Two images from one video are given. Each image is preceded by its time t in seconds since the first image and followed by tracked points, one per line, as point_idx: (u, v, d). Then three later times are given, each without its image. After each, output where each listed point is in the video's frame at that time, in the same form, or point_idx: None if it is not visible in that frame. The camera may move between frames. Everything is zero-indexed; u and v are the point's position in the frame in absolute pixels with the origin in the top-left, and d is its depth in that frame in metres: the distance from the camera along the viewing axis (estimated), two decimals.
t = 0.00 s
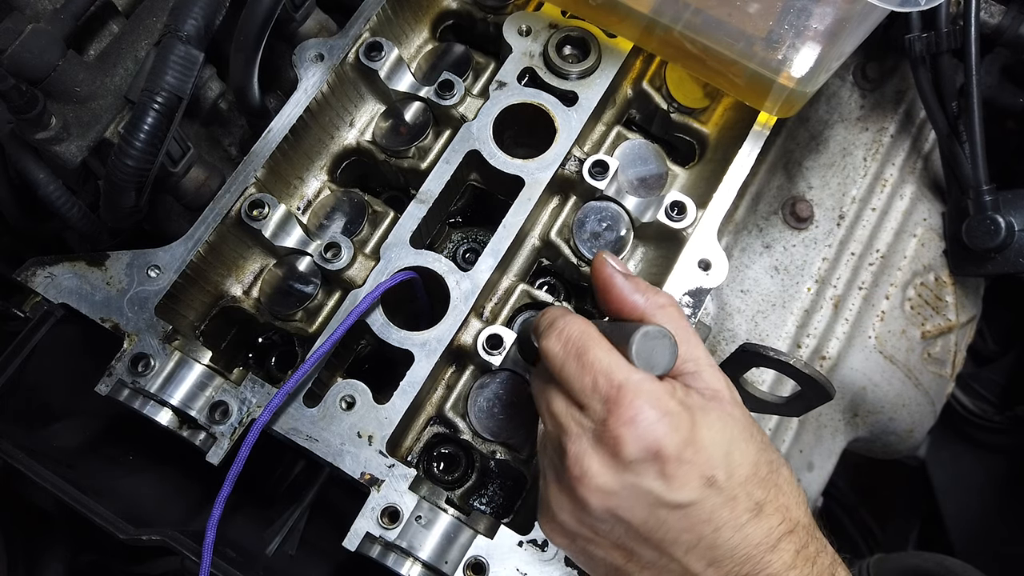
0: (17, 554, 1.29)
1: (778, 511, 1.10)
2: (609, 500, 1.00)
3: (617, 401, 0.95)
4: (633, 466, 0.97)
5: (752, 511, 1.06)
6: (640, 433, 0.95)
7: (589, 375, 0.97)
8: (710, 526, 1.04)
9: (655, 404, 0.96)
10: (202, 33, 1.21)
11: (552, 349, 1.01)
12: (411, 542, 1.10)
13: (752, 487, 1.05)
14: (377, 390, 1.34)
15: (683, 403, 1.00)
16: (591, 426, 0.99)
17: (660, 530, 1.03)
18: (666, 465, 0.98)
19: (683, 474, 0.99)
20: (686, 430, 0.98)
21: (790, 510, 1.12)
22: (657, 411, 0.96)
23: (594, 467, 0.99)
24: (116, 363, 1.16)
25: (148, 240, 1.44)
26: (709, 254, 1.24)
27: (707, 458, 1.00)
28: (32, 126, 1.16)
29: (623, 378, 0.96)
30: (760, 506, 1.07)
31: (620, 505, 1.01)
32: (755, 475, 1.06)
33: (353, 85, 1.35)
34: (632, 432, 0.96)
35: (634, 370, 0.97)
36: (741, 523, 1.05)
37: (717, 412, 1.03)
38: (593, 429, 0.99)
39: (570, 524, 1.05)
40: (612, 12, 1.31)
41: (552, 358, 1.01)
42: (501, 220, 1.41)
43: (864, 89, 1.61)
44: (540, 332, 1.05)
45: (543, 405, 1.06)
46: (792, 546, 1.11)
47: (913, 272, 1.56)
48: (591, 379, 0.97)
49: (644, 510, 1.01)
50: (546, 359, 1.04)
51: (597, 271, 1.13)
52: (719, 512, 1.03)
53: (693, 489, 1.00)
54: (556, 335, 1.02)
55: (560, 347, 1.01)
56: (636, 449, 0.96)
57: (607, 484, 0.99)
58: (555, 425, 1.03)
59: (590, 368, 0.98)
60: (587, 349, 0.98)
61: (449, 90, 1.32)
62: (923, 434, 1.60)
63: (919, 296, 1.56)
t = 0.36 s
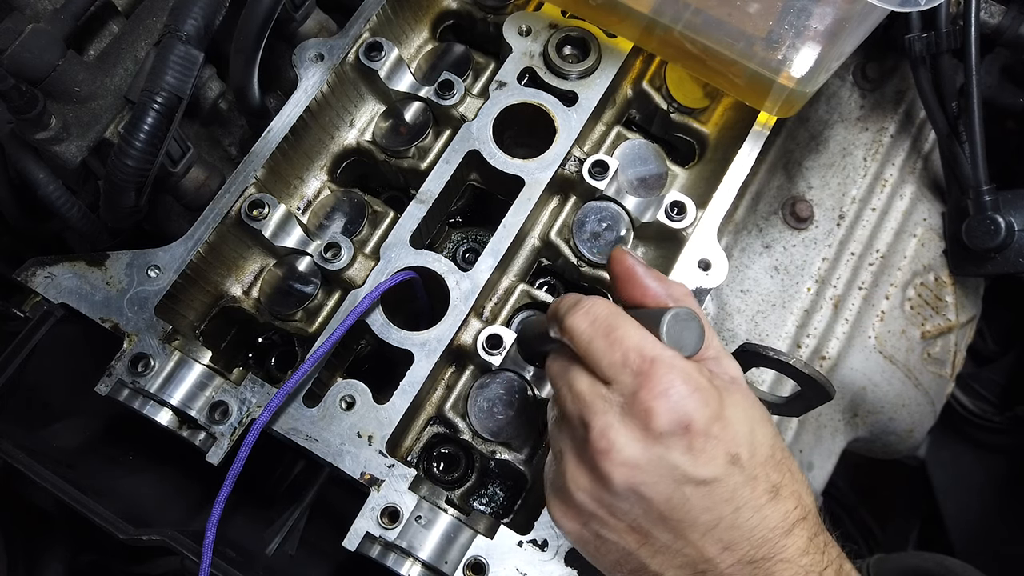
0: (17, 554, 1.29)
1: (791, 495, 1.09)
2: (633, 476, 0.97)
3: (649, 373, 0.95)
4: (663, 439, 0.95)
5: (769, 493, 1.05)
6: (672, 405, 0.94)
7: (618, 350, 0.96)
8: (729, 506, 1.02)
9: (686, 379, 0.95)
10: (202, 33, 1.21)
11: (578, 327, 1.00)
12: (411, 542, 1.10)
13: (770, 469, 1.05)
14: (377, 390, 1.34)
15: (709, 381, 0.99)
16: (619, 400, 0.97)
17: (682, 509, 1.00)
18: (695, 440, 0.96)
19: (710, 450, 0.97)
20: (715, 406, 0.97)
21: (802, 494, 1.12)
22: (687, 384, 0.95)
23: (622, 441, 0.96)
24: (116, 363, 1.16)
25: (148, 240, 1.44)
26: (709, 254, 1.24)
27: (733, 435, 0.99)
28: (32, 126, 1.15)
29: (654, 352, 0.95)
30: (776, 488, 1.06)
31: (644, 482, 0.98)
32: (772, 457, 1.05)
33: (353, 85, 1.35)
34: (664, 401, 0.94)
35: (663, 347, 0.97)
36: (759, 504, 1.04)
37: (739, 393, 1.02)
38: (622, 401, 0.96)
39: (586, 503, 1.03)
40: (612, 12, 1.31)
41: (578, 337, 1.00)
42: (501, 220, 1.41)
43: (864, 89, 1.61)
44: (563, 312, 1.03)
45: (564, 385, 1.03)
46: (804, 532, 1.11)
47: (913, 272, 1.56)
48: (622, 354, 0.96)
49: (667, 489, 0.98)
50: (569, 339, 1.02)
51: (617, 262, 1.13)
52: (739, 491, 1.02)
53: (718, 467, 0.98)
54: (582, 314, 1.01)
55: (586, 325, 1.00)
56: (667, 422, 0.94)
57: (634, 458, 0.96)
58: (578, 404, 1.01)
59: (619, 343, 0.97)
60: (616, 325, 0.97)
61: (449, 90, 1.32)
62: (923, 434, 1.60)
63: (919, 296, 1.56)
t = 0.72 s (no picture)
0: (17, 554, 1.29)
1: (785, 490, 1.09)
2: (622, 474, 0.98)
3: (633, 370, 0.95)
4: (650, 436, 0.96)
5: (762, 487, 1.05)
6: (657, 401, 0.94)
7: (602, 346, 0.97)
8: (720, 502, 1.02)
9: (671, 374, 0.96)
10: (202, 33, 1.21)
11: (563, 325, 1.01)
12: (411, 542, 1.10)
13: (761, 464, 1.05)
14: (377, 390, 1.34)
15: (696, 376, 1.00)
16: (605, 398, 0.97)
17: (672, 505, 1.01)
18: (682, 436, 0.96)
19: (697, 446, 0.98)
20: (701, 402, 0.97)
21: (796, 489, 1.11)
22: (672, 380, 0.95)
23: (609, 438, 0.97)
24: (116, 363, 1.16)
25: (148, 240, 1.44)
26: (709, 254, 1.24)
27: (722, 430, 1.00)
28: (32, 126, 1.15)
29: (637, 348, 0.96)
30: (769, 484, 1.06)
31: (632, 481, 0.99)
32: (764, 452, 1.05)
33: (353, 85, 1.35)
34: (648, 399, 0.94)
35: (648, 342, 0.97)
36: (751, 500, 1.05)
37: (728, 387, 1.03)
38: (608, 399, 0.97)
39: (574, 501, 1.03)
40: (613, 12, 1.31)
41: (563, 335, 1.01)
42: (501, 220, 1.41)
43: (864, 89, 1.61)
44: (549, 311, 1.04)
45: (552, 383, 1.04)
46: (800, 526, 1.10)
47: (913, 272, 1.56)
48: (605, 351, 0.97)
49: (656, 486, 0.99)
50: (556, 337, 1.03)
51: (607, 253, 1.12)
52: (730, 487, 1.02)
53: (706, 463, 0.99)
54: (567, 312, 1.01)
55: (571, 322, 1.00)
56: (653, 419, 0.94)
57: (622, 456, 0.97)
58: (566, 403, 1.01)
59: (603, 340, 0.97)
60: (599, 322, 0.98)
61: (449, 90, 1.32)
62: (923, 434, 1.60)
63: (919, 296, 1.56)
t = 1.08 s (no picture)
0: (17, 553, 1.29)
1: (798, 521, 1.11)
2: (631, 537, 0.95)
3: (637, 436, 0.89)
4: (660, 505, 0.92)
5: (776, 526, 1.05)
6: (667, 473, 0.89)
7: (600, 404, 0.90)
8: (734, 550, 1.01)
9: (679, 438, 0.90)
10: (202, 33, 1.21)
11: (553, 372, 0.95)
12: (411, 542, 1.10)
13: (775, 504, 1.04)
14: (377, 390, 1.34)
15: (706, 426, 0.94)
16: (610, 462, 0.93)
17: (684, 559, 1.00)
18: (694, 501, 0.92)
19: (711, 505, 0.94)
20: (715, 462, 0.92)
21: (808, 515, 1.13)
22: (682, 444, 0.90)
23: (615, 506, 0.93)
24: (116, 363, 1.16)
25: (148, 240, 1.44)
26: (709, 254, 1.24)
27: (735, 484, 0.95)
28: (32, 126, 1.16)
29: (640, 408, 0.89)
30: (783, 520, 1.07)
31: (644, 540, 0.96)
32: (777, 490, 1.04)
33: (353, 85, 1.35)
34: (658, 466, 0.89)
35: (652, 397, 0.90)
36: (765, 541, 1.05)
37: (741, 428, 0.97)
38: (613, 465, 0.92)
39: (580, 550, 1.02)
40: (612, 12, 1.31)
41: (555, 385, 0.95)
42: (501, 220, 1.41)
43: (864, 89, 1.61)
44: (537, 349, 0.98)
45: (552, 431, 0.99)
46: (813, 552, 1.13)
47: (913, 272, 1.56)
48: (605, 412, 0.90)
49: (670, 543, 0.97)
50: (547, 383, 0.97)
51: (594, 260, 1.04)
52: (745, 535, 1.01)
53: (720, 519, 0.96)
54: (556, 356, 0.95)
55: (562, 370, 0.94)
56: (663, 491, 0.90)
57: (630, 523, 0.94)
58: (568, 457, 0.97)
59: (600, 397, 0.90)
60: (593, 374, 0.91)
61: (449, 90, 1.32)
62: (923, 434, 1.60)
63: (919, 296, 1.56)
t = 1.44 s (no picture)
0: (18, 554, 1.29)
1: (761, 520, 1.03)
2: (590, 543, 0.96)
3: (581, 453, 0.90)
4: (609, 516, 0.92)
5: (733, 529, 1.00)
6: (610, 487, 0.89)
7: (549, 422, 0.92)
8: (693, 550, 0.99)
9: (621, 454, 0.89)
10: (202, 33, 1.21)
11: (511, 390, 0.96)
12: (411, 542, 1.10)
13: (732, 505, 0.99)
14: (377, 390, 1.34)
15: (655, 439, 0.92)
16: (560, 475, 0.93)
17: (642, 558, 0.99)
18: (642, 512, 0.92)
19: (659, 514, 0.93)
20: (659, 473, 0.91)
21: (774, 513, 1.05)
22: (625, 459, 0.89)
23: (569, 516, 0.94)
24: (116, 363, 1.16)
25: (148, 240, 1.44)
26: (709, 254, 1.24)
27: (686, 494, 0.93)
28: (32, 126, 1.16)
29: (584, 427, 0.89)
30: (743, 521, 1.01)
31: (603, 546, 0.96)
32: (736, 492, 0.99)
33: (353, 85, 1.35)
34: (599, 479, 0.89)
35: (597, 414, 0.90)
36: (723, 541, 1.00)
37: (695, 436, 0.94)
38: (565, 477, 0.93)
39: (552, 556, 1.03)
40: (612, 12, 1.31)
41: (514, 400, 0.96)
42: (501, 220, 1.41)
43: (864, 89, 1.61)
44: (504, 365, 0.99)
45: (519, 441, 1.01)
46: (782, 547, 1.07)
47: (913, 272, 1.56)
48: (553, 429, 0.91)
49: (624, 546, 0.96)
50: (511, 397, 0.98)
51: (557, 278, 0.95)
52: (702, 536, 0.98)
53: (670, 526, 0.94)
54: (516, 373, 0.96)
55: (519, 388, 0.96)
56: (609, 504, 0.90)
57: (584, 531, 0.94)
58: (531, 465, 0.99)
59: (550, 416, 0.92)
60: (545, 395, 0.92)
61: (449, 90, 1.32)
62: (923, 434, 1.59)
63: (919, 296, 1.56)
